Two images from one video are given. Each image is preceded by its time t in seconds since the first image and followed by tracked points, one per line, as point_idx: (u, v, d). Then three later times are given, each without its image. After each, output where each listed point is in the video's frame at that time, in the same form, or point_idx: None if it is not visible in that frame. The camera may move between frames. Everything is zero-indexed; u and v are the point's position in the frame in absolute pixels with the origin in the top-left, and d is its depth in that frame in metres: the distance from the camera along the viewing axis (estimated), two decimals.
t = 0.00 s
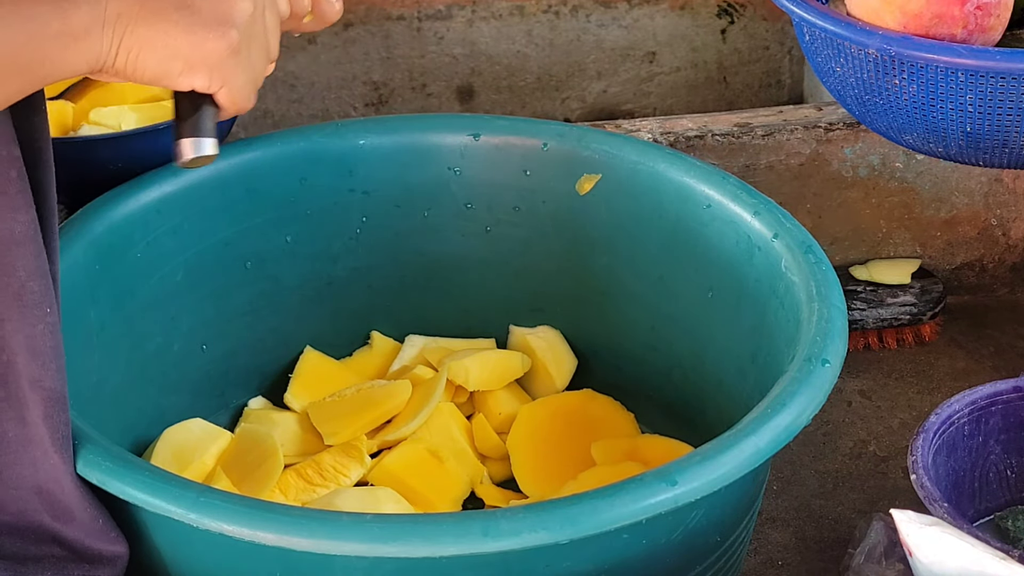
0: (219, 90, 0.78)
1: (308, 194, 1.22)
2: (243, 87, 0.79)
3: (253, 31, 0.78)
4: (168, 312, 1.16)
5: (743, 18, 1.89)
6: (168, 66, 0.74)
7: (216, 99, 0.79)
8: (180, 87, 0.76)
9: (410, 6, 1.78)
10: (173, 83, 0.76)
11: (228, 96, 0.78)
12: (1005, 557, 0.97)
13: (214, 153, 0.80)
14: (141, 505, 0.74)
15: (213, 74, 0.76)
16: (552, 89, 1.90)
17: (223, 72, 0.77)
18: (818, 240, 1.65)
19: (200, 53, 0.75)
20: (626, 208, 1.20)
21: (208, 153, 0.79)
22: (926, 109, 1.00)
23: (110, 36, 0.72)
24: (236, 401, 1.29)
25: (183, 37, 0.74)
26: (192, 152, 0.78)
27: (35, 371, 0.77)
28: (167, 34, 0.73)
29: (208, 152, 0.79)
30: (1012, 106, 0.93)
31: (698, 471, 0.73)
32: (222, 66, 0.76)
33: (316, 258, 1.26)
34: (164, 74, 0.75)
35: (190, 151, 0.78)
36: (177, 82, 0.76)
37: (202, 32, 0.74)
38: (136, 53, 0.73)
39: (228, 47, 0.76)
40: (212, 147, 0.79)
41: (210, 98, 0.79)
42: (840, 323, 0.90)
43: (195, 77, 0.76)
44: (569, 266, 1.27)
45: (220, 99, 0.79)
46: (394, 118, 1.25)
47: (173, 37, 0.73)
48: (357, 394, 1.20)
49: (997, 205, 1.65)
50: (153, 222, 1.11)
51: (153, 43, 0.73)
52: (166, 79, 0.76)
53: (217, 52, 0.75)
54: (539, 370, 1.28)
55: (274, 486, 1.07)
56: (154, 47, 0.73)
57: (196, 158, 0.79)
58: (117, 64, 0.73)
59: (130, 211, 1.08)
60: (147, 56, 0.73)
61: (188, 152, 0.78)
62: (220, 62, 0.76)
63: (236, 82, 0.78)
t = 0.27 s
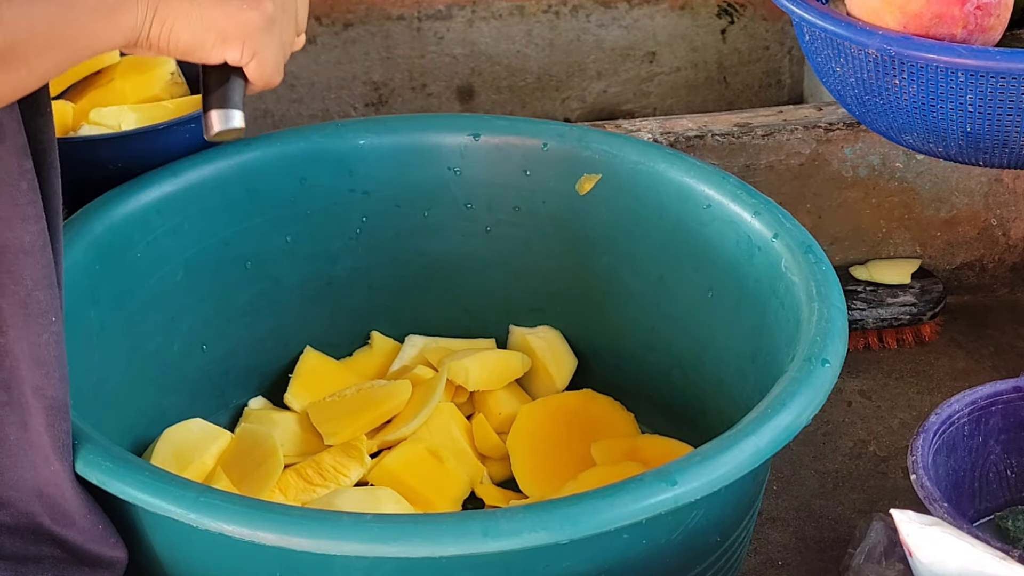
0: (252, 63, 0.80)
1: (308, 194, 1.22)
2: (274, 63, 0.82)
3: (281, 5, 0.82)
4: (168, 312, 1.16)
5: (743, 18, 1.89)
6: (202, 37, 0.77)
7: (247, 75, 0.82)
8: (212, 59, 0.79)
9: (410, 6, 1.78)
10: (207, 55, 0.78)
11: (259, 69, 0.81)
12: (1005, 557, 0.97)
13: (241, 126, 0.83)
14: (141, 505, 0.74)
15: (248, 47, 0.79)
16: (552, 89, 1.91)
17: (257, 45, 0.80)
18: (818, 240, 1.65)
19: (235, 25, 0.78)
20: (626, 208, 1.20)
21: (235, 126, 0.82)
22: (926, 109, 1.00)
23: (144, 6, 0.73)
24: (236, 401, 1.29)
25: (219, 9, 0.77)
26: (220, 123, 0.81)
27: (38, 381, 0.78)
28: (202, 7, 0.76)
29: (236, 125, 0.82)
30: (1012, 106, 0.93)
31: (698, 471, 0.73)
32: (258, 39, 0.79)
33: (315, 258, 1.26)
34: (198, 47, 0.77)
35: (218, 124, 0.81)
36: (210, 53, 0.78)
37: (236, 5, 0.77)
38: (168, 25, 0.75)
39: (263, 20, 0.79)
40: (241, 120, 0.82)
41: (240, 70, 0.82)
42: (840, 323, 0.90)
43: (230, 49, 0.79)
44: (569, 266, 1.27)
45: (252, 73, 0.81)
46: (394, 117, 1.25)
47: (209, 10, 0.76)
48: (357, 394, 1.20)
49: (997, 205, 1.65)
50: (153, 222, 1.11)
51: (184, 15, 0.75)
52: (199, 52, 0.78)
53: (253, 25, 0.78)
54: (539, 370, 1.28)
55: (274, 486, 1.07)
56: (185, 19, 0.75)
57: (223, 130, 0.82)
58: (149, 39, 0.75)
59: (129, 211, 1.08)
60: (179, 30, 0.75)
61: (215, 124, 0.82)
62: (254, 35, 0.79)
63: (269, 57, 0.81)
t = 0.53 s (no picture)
0: (251, 37, 0.89)
1: (307, 194, 1.22)
2: (269, 36, 0.91)
3: None
4: (168, 312, 1.16)
5: (743, 18, 1.89)
6: (211, 11, 0.83)
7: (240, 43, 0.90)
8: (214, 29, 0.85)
9: (410, 6, 1.78)
10: (210, 24, 0.85)
11: (255, 43, 0.90)
12: (1006, 558, 0.97)
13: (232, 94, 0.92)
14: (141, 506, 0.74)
15: (252, 23, 0.87)
16: (552, 89, 1.91)
17: (259, 21, 0.87)
18: (818, 240, 1.65)
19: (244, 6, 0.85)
20: (626, 208, 1.20)
21: (226, 94, 0.91)
22: (926, 109, 1.00)
23: None
24: (236, 401, 1.29)
25: None
26: (211, 92, 0.90)
27: (40, 383, 0.78)
28: None
29: (225, 93, 0.91)
30: (1012, 106, 0.93)
31: (698, 471, 0.73)
32: (261, 16, 0.87)
33: (315, 258, 1.26)
34: (205, 18, 0.83)
35: (209, 92, 0.90)
36: (213, 23, 0.85)
37: None
38: None
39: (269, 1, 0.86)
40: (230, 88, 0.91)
41: (233, 40, 0.90)
42: (840, 323, 0.90)
43: (234, 23, 0.86)
44: (569, 266, 1.27)
45: (248, 45, 0.90)
46: (394, 117, 1.25)
47: None
48: (357, 394, 1.20)
49: (997, 205, 1.65)
50: (153, 222, 1.11)
51: None
52: (204, 21, 0.84)
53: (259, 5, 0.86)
54: (539, 370, 1.28)
55: (274, 486, 1.07)
56: None
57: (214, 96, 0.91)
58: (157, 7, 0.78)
59: (129, 211, 1.08)
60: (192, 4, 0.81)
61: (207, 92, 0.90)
62: (259, 14, 0.87)
63: (266, 30, 0.89)
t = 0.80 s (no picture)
0: (282, 15, 0.92)
1: (308, 194, 1.22)
2: (299, 14, 0.94)
3: None
4: (168, 312, 1.16)
5: (743, 18, 1.89)
6: None
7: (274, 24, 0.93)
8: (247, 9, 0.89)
9: (410, 6, 1.78)
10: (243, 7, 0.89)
11: (288, 21, 0.93)
12: (1006, 558, 0.97)
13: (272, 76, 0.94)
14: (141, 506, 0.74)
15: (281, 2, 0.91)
16: (552, 89, 1.91)
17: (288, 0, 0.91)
18: (818, 240, 1.65)
19: None
20: (626, 208, 1.20)
21: (266, 75, 0.93)
22: (926, 109, 1.00)
23: None
24: (236, 401, 1.29)
25: None
26: (253, 74, 0.93)
27: (39, 382, 0.78)
28: None
29: (265, 74, 0.93)
30: (1011, 106, 0.93)
31: (698, 472, 0.73)
32: None
33: (315, 258, 1.26)
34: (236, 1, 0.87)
35: (250, 74, 0.93)
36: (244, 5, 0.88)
37: None
38: None
39: None
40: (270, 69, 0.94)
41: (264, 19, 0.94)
42: (840, 323, 0.90)
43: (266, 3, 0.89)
44: (569, 266, 1.27)
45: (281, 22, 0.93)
46: (394, 117, 1.25)
47: None
48: (358, 394, 1.20)
49: (998, 205, 1.65)
50: (153, 222, 1.11)
51: None
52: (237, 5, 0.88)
53: None
54: (539, 370, 1.28)
55: (274, 486, 1.07)
56: None
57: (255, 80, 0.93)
58: None
59: (129, 211, 1.08)
60: None
61: (248, 75, 0.93)
62: None
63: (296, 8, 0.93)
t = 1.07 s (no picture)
0: (280, 39, 0.91)
1: (308, 194, 1.22)
2: (296, 38, 0.93)
3: None
4: (169, 312, 1.16)
5: (743, 18, 1.89)
6: (244, 12, 0.85)
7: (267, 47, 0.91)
8: (245, 31, 0.88)
9: (410, 6, 1.78)
10: (240, 27, 0.87)
11: (284, 45, 0.92)
12: (1006, 558, 0.97)
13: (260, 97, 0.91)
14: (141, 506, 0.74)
15: (280, 26, 0.89)
16: (552, 89, 1.90)
17: (287, 24, 0.90)
18: (818, 240, 1.65)
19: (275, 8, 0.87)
20: (626, 208, 1.19)
21: (254, 96, 0.90)
22: (926, 109, 1.00)
23: None
24: (236, 401, 1.29)
25: None
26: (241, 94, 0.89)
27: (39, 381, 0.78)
28: None
29: (253, 95, 0.90)
30: (1012, 106, 0.93)
31: (698, 471, 0.73)
32: (289, 20, 0.89)
33: (315, 258, 1.26)
34: (237, 20, 0.86)
35: (237, 94, 0.89)
36: (244, 26, 0.87)
37: None
38: None
39: (297, 5, 0.89)
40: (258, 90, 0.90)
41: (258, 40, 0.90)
42: (840, 323, 0.90)
43: (265, 25, 0.88)
44: (569, 266, 1.27)
45: (277, 46, 0.92)
46: (394, 117, 1.25)
47: None
48: (358, 394, 1.20)
49: (998, 205, 1.65)
50: (153, 222, 1.11)
51: None
52: (235, 24, 0.86)
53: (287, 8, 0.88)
54: (539, 370, 1.28)
55: (274, 486, 1.07)
56: None
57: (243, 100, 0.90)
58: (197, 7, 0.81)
59: (129, 211, 1.08)
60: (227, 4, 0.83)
61: (235, 94, 0.90)
62: (288, 17, 0.89)
63: (295, 33, 0.92)
